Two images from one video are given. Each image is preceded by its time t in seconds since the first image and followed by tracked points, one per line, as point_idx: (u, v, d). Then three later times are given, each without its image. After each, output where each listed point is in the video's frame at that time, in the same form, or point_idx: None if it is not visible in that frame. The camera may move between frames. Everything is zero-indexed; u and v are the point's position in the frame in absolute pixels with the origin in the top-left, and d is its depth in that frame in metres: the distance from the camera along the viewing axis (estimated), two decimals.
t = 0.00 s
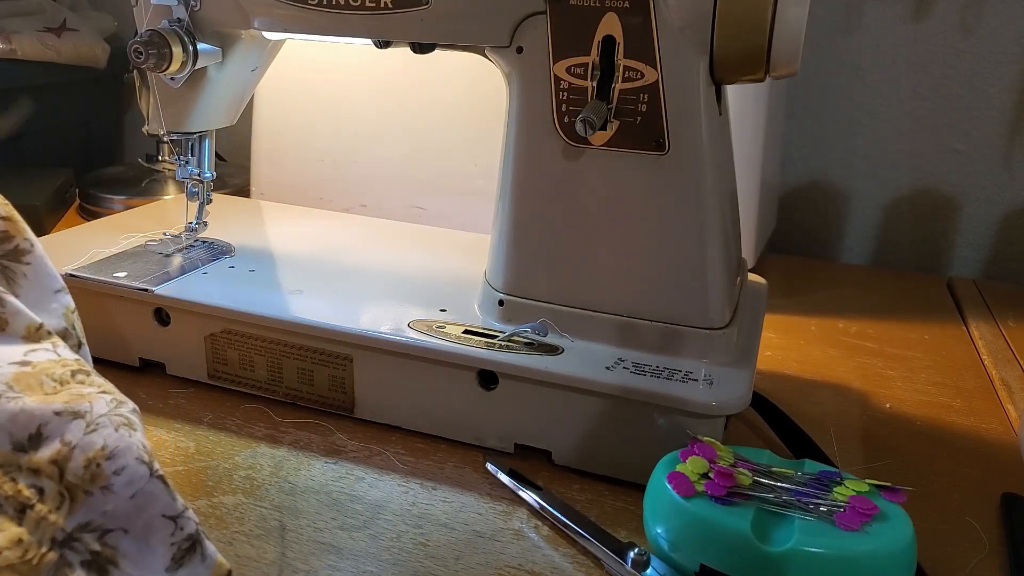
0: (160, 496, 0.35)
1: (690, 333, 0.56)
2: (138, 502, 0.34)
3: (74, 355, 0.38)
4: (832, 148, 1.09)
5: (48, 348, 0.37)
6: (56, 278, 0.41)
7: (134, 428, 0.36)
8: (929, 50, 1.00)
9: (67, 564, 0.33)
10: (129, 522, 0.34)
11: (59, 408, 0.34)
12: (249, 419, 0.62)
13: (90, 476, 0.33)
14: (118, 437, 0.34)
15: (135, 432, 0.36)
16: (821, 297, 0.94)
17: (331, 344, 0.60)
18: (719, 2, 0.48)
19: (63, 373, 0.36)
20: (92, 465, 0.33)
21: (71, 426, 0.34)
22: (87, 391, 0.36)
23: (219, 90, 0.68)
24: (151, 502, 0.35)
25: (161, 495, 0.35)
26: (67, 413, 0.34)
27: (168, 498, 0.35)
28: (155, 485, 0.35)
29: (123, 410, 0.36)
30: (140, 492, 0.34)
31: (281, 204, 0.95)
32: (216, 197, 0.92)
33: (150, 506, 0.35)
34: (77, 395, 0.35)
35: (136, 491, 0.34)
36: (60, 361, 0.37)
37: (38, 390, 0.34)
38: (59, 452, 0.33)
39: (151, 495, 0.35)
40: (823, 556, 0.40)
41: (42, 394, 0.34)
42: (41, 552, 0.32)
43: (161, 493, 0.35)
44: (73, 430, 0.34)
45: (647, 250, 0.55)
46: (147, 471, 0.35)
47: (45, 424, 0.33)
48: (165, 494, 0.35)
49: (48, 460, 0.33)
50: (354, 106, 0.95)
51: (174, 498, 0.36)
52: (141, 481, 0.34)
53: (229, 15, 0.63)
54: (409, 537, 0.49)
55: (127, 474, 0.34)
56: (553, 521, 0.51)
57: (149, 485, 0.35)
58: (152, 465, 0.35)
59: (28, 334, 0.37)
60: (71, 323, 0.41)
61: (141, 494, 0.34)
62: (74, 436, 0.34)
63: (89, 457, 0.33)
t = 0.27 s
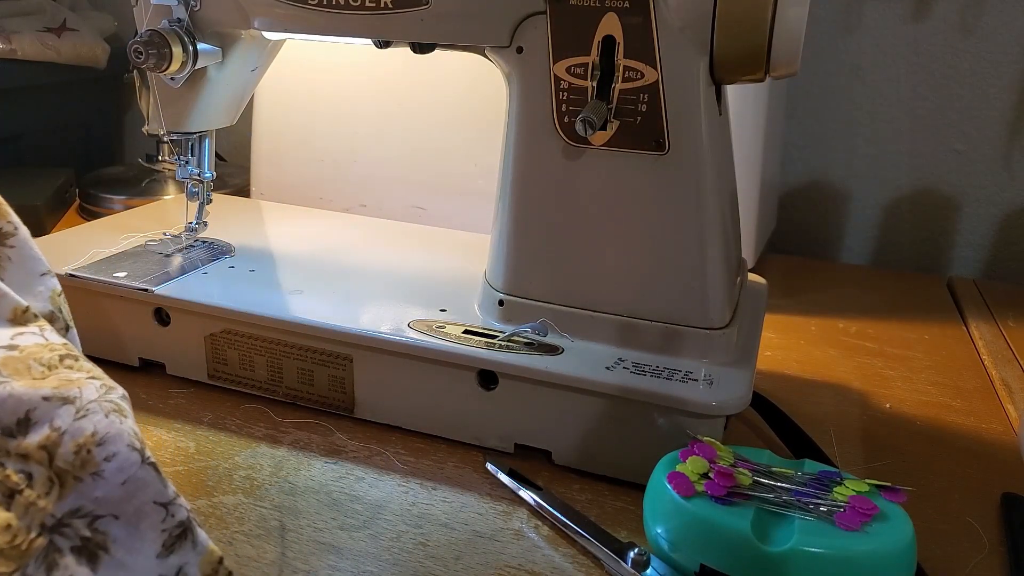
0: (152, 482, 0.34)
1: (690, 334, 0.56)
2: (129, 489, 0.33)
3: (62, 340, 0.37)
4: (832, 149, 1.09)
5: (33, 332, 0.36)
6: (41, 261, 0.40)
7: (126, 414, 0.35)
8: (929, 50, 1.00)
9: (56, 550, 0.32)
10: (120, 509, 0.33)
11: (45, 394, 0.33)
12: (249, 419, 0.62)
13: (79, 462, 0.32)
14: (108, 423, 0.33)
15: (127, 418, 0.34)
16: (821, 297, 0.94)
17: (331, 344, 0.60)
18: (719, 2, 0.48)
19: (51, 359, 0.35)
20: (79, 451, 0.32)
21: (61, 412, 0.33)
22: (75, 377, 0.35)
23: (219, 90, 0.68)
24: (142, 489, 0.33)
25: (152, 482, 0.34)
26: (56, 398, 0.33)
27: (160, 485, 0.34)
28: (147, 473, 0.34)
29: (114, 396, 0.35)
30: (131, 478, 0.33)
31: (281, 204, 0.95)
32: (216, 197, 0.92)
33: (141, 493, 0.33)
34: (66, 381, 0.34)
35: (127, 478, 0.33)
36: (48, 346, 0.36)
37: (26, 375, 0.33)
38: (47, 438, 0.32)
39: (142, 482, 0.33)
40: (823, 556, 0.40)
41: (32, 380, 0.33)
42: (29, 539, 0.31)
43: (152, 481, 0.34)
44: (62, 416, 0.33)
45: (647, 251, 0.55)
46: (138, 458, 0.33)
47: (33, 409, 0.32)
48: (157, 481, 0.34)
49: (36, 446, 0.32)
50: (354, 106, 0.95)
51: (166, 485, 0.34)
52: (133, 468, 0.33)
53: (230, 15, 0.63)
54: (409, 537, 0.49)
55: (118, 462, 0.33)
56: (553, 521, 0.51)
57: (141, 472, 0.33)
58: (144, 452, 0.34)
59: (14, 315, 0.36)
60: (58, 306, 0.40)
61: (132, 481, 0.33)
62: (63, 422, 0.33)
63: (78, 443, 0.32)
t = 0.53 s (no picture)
0: (145, 493, 0.33)
1: (690, 333, 0.56)
2: (121, 500, 0.32)
3: (56, 348, 0.36)
4: (832, 148, 1.09)
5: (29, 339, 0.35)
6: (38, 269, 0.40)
7: (118, 424, 0.34)
8: (929, 50, 1.00)
9: (48, 563, 0.31)
10: (113, 520, 0.32)
11: (37, 404, 0.32)
12: (249, 419, 0.62)
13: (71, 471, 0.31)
14: (100, 432, 0.32)
15: (119, 428, 0.33)
16: (821, 297, 0.94)
17: (331, 344, 0.60)
18: (719, 2, 0.48)
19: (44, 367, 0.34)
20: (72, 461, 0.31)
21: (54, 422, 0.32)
22: (67, 387, 0.34)
23: (219, 90, 0.68)
24: (135, 499, 0.32)
25: (146, 492, 0.33)
26: (49, 407, 0.32)
27: (153, 495, 0.33)
28: (140, 483, 0.32)
29: (106, 405, 0.34)
30: (125, 489, 0.32)
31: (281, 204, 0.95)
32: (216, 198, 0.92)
33: (134, 503, 0.32)
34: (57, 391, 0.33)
35: (120, 488, 0.32)
36: (42, 354, 0.35)
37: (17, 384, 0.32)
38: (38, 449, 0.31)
39: (135, 492, 0.32)
40: (823, 556, 0.40)
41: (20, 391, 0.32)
42: (20, 551, 0.30)
43: (146, 490, 0.33)
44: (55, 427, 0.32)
45: (647, 251, 0.55)
46: (131, 468, 0.32)
47: (26, 418, 0.31)
48: (150, 491, 0.33)
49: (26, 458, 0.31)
50: (354, 106, 0.95)
51: (159, 495, 0.33)
52: (125, 478, 0.32)
53: (230, 15, 0.63)
54: (410, 537, 0.49)
55: (111, 471, 0.32)
56: (553, 521, 0.51)
57: (134, 482, 0.32)
58: (137, 462, 0.33)
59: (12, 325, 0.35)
60: (54, 314, 0.40)
61: (126, 491, 0.32)
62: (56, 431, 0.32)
63: (71, 453, 0.31)
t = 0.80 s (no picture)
0: (99, 464, 0.32)
1: (690, 333, 0.56)
2: (75, 472, 0.31)
3: (17, 336, 0.36)
4: (832, 148, 1.09)
5: None
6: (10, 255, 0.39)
7: (73, 398, 0.33)
8: (929, 50, 1.00)
9: None
10: (65, 492, 0.31)
11: None
12: (249, 419, 0.62)
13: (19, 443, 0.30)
14: (52, 404, 0.31)
15: (75, 401, 0.32)
16: (821, 297, 0.94)
17: (331, 344, 0.60)
18: (719, 2, 0.48)
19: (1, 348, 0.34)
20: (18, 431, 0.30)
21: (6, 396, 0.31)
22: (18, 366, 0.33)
23: (219, 90, 0.68)
24: (88, 471, 0.31)
25: (100, 464, 0.32)
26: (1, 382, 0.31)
27: (107, 467, 0.32)
28: (94, 454, 0.32)
29: (64, 384, 0.33)
30: (78, 461, 0.31)
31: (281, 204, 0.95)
32: (216, 198, 0.92)
33: (87, 475, 0.31)
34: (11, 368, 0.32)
35: (72, 460, 0.31)
36: None
37: None
38: None
39: (88, 463, 0.31)
40: (823, 556, 0.40)
41: None
42: None
43: (98, 462, 0.32)
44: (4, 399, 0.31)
45: (647, 250, 0.55)
46: (85, 440, 0.31)
47: None
48: (104, 463, 0.32)
49: None
50: (354, 106, 0.95)
51: (114, 467, 0.32)
52: (79, 450, 0.31)
53: (229, 15, 0.63)
54: (409, 537, 0.49)
55: (62, 443, 0.31)
56: (553, 521, 0.51)
57: (88, 454, 0.31)
58: (91, 434, 0.32)
59: None
60: (22, 302, 0.39)
61: (78, 463, 0.31)
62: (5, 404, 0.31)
63: (22, 425, 0.30)
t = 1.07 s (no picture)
0: (84, 462, 0.31)
1: (691, 333, 0.56)
2: (60, 470, 0.30)
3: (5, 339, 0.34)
4: (832, 149, 1.09)
5: None
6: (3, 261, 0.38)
7: (57, 396, 0.32)
8: (929, 50, 1.00)
9: None
10: (49, 490, 0.30)
11: None
12: (249, 419, 0.62)
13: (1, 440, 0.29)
14: (37, 401, 0.30)
15: (59, 400, 0.31)
16: (821, 297, 0.94)
17: (331, 344, 0.60)
18: (719, 2, 0.48)
19: None
20: None
21: None
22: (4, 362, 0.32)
23: (219, 90, 0.68)
24: (74, 468, 0.31)
25: (84, 461, 0.31)
26: None
27: (92, 465, 0.31)
28: (79, 452, 0.31)
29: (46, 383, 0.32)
30: (63, 459, 0.30)
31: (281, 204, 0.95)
32: (216, 198, 0.92)
33: (72, 473, 0.30)
34: None
35: (57, 458, 0.30)
36: None
37: None
38: None
39: (74, 461, 0.31)
40: (823, 556, 0.40)
41: None
42: None
43: (83, 459, 0.31)
44: None
45: (647, 250, 0.55)
46: (70, 439, 0.31)
47: None
48: (88, 460, 0.31)
49: None
50: (355, 106, 0.95)
51: (98, 465, 0.31)
52: (64, 448, 0.30)
53: (229, 15, 0.63)
54: (409, 537, 0.49)
55: (46, 441, 0.30)
56: (553, 521, 0.51)
57: (73, 452, 0.31)
58: (76, 432, 0.31)
59: None
60: (14, 306, 0.38)
61: (64, 461, 0.30)
62: None
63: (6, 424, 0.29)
